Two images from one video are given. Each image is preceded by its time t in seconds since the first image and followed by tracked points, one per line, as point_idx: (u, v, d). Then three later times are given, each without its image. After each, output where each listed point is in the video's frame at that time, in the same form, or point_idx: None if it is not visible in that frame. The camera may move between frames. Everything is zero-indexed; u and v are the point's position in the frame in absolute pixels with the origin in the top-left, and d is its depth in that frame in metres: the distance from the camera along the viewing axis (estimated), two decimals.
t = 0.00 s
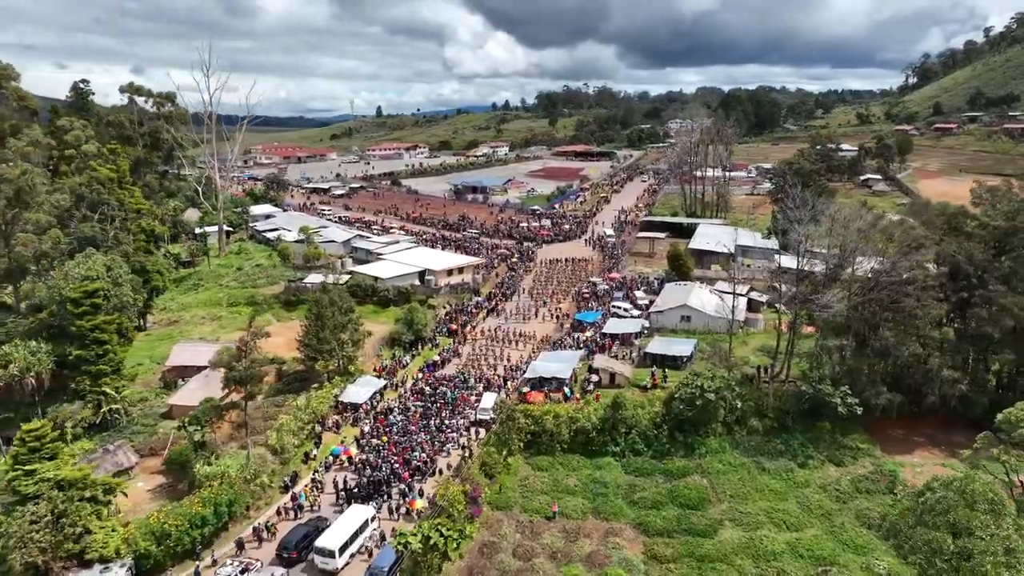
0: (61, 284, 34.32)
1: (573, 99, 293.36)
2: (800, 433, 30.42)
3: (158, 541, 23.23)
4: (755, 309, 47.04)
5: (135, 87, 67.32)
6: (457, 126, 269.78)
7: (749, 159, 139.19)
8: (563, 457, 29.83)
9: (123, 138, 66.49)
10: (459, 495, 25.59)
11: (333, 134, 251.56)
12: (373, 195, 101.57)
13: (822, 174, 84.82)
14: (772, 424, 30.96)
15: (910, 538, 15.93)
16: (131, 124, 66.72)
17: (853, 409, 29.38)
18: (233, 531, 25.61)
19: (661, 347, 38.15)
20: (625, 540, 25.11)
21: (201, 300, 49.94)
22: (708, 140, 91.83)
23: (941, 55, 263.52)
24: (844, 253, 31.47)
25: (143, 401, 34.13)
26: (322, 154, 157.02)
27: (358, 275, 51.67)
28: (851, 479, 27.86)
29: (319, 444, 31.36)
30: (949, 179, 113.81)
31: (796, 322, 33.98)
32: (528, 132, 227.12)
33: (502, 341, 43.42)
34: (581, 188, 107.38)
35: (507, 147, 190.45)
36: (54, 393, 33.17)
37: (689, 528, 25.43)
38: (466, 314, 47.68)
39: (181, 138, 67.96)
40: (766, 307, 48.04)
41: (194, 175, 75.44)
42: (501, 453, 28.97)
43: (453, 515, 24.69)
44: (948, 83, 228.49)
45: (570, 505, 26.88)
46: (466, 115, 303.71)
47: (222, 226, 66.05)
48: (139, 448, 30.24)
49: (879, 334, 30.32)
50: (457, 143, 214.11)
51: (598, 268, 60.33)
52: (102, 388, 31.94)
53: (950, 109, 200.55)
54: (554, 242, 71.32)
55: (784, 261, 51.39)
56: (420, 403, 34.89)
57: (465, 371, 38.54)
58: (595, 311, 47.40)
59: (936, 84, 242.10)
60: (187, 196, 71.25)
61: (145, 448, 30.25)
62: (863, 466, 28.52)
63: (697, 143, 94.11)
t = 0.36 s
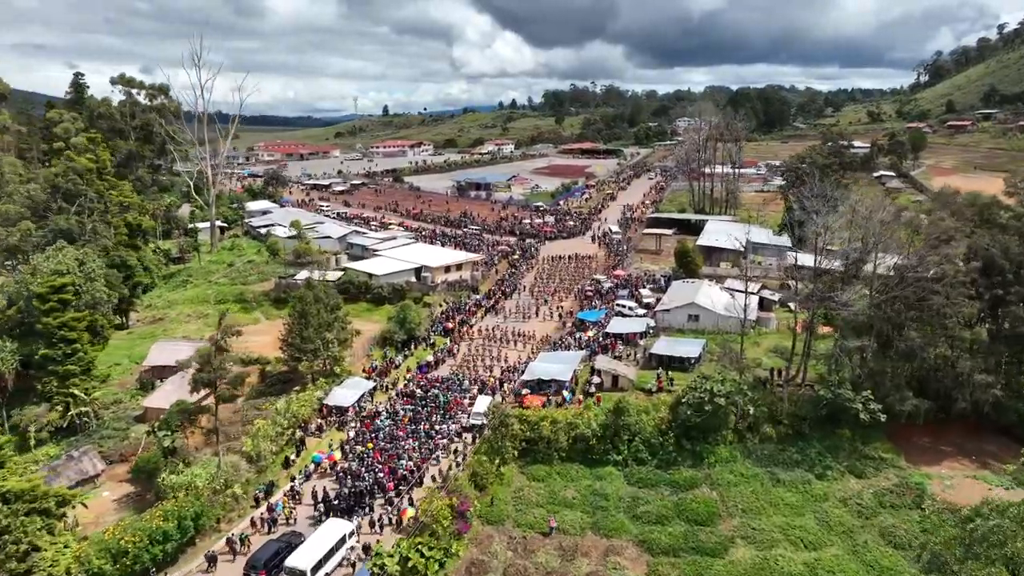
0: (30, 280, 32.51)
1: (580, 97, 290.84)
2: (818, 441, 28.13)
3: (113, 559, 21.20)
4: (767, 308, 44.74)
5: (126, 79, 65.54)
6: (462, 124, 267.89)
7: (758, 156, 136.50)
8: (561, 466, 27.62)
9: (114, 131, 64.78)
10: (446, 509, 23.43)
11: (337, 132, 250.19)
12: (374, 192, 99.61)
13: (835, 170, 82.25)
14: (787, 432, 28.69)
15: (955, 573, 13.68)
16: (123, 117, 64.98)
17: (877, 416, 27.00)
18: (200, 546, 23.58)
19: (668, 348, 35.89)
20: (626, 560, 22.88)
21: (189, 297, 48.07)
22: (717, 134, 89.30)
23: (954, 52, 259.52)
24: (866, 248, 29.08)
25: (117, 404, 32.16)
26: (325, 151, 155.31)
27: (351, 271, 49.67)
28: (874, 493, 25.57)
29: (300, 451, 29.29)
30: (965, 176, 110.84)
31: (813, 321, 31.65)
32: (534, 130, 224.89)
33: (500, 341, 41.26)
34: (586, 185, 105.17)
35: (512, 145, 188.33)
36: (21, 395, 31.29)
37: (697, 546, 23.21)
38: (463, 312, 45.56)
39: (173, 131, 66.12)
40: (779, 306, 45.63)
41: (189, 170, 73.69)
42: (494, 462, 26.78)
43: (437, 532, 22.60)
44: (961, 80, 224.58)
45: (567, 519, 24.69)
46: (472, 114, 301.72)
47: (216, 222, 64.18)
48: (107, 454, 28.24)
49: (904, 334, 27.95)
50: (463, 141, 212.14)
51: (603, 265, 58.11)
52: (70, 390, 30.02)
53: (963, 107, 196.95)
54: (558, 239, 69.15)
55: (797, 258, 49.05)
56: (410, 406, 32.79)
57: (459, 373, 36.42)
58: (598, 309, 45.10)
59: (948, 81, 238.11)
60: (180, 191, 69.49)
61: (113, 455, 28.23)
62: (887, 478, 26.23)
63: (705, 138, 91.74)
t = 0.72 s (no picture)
0: None
1: (586, 95, 288.19)
2: (838, 452, 25.86)
3: None
4: (779, 307, 42.44)
5: (116, 71, 63.67)
6: (467, 122, 265.85)
7: (767, 153, 133.77)
8: (558, 479, 25.43)
9: (104, 125, 62.98)
10: (429, 528, 21.27)
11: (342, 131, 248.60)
12: (375, 189, 97.62)
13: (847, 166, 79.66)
14: (804, 442, 26.41)
15: None
16: (112, 110, 63.14)
17: (903, 426, 24.67)
18: (160, 567, 21.50)
19: (675, 350, 33.62)
20: None
21: (174, 295, 46.17)
22: (725, 129, 86.82)
23: (966, 49, 255.50)
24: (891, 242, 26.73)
25: (86, 408, 30.16)
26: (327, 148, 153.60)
27: (344, 268, 47.63)
28: (901, 510, 23.26)
29: (278, 460, 27.22)
30: (981, 173, 107.82)
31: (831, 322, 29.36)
32: (539, 128, 222.56)
33: (496, 342, 39.11)
34: (591, 182, 102.89)
35: (517, 143, 186.11)
36: None
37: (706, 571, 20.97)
38: (460, 312, 43.45)
39: (164, 125, 64.22)
40: (793, 306, 43.25)
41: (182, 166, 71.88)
42: (485, 474, 24.59)
43: (418, 555, 20.55)
44: (974, 77, 220.76)
45: (563, 539, 22.47)
46: (477, 113, 299.75)
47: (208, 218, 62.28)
48: (68, 463, 26.21)
49: (932, 337, 25.59)
50: (468, 139, 210.16)
51: (607, 263, 55.89)
52: (32, 393, 28.11)
53: (976, 104, 193.38)
54: (560, 236, 66.95)
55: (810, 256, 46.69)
56: (398, 411, 30.72)
57: (452, 376, 34.29)
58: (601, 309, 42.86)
59: (961, 79, 234.28)
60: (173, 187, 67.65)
61: (75, 464, 26.19)
62: (914, 494, 23.93)
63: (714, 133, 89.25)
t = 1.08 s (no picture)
0: None
1: (591, 93, 285.87)
2: (858, 467, 23.65)
3: None
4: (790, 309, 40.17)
5: (103, 63, 61.84)
6: (471, 121, 263.81)
7: (774, 152, 131.17)
8: (552, 496, 23.23)
9: (91, 119, 61.16)
10: (405, 554, 19.10)
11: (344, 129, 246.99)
12: (373, 187, 95.55)
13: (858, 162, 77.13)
14: (821, 455, 24.19)
15: None
16: (99, 103, 61.25)
17: (931, 439, 22.42)
18: None
19: (679, 354, 31.39)
20: None
21: (155, 294, 44.26)
22: (732, 125, 84.38)
23: (976, 48, 251.95)
24: (918, 238, 24.53)
25: (48, 416, 28.21)
26: (328, 147, 151.72)
27: (333, 267, 45.63)
28: (930, 534, 21.01)
29: (250, 474, 25.13)
30: (995, 171, 104.96)
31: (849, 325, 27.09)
32: (543, 127, 220.27)
33: (490, 345, 36.96)
34: (594, 180, 100.68)
35: (521, 141, 184.14)
36: None
37: None
38: (453, 313, 41.36)
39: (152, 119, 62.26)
40: (805, 307, 40.94)
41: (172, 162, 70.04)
42: (472, 491, 22.43)
43: None
44: (984, 75, 217.36)
45: (555, 564, 20.29)
46: (481, 111, 297.68)
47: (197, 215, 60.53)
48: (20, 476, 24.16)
49: (964, 342, 23.38)
50: (471, 138, 208.13)
51: (609, 262, 53.71)
52: None
53: (988, 102, 190.00)
54: (561, 235, 64.77)
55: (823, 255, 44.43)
56: (381, 420, 28.59)
57: (442, 381, 32.19)
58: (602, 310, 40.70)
59: (970, 77, 230.89)
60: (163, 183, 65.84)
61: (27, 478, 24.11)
62: (943, 515, 21.69)
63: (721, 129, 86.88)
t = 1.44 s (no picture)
0: None
1: (593, 92, 283.57)
2: (881, 489, 21.43)
3: None
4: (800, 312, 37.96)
5: (87, 57, 59.86)
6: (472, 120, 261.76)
7: (779, 150, 128.78)
8: (544, 520, 21.05)
9: (74, 114, 59.18)
10: None
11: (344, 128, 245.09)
12: (369, 185, 93.47)
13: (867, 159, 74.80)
14: (840, 475, 21.98)
15: None
16: (82, 98, 59.24)
17: (964, 459, 20.21)
18: None
19: (683, 362, 29.16)
20: None
21: (133, 295, 42.23)
22: (738, 121, 82.07)
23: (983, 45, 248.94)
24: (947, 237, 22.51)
25: (1, 428, 26.15)
26: (326, 145, 149.79)
27: (320, 267, 43.53)
28: (965, 565, 18.79)
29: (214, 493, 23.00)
30: (1006, 169, 102.37)
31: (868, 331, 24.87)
32: (546, 126, 218.06)
33: (483, 350, 34.82)
34: (596, 178, 98.49)
35: (522, 139, 182.03)
36: None
37: None
38: (445, 315, 39.22)
39: (138, 114, 60.26)
40: (816, 310, 38.74)
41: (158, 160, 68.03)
42: (455, 516, 20.23)
43: None
44: (992, 72, 214.44)
45: None
46: (483, 110, 295.46)
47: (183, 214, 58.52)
48: None
49: (1001, 351, 21.35)
50: (472, 137, 205.99)
51: (610, 262, 51.55)
52: None
53: (996, 99, 187.11)
54: (560, 234, 62.58)
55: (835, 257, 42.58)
56: (362, 433, 26.48)
57: (428, 390, 30.04)
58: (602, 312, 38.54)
59: (978, 74, 227.92)
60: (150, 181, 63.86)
61: None
62: (978, 544, 19.46)
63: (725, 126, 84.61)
